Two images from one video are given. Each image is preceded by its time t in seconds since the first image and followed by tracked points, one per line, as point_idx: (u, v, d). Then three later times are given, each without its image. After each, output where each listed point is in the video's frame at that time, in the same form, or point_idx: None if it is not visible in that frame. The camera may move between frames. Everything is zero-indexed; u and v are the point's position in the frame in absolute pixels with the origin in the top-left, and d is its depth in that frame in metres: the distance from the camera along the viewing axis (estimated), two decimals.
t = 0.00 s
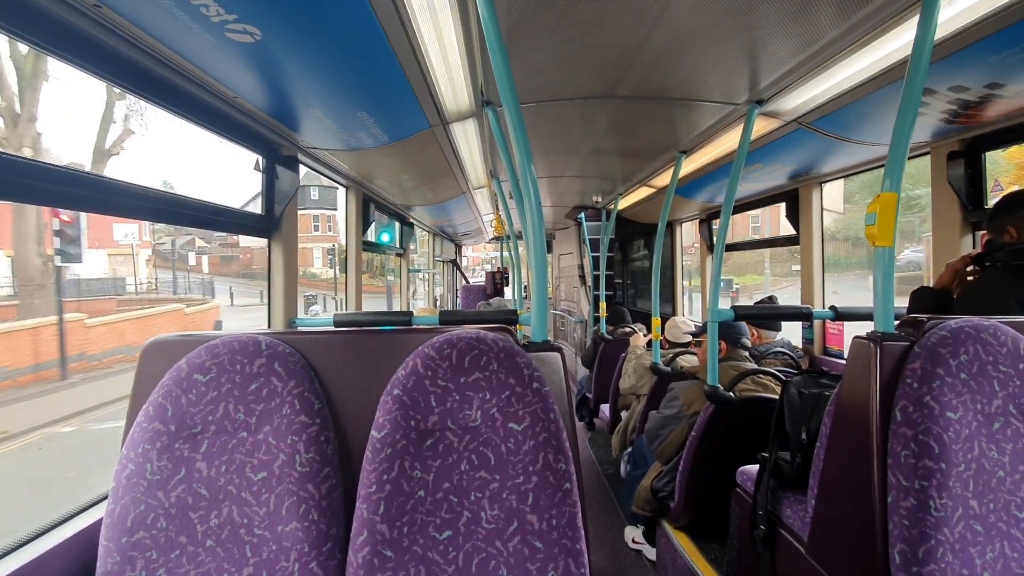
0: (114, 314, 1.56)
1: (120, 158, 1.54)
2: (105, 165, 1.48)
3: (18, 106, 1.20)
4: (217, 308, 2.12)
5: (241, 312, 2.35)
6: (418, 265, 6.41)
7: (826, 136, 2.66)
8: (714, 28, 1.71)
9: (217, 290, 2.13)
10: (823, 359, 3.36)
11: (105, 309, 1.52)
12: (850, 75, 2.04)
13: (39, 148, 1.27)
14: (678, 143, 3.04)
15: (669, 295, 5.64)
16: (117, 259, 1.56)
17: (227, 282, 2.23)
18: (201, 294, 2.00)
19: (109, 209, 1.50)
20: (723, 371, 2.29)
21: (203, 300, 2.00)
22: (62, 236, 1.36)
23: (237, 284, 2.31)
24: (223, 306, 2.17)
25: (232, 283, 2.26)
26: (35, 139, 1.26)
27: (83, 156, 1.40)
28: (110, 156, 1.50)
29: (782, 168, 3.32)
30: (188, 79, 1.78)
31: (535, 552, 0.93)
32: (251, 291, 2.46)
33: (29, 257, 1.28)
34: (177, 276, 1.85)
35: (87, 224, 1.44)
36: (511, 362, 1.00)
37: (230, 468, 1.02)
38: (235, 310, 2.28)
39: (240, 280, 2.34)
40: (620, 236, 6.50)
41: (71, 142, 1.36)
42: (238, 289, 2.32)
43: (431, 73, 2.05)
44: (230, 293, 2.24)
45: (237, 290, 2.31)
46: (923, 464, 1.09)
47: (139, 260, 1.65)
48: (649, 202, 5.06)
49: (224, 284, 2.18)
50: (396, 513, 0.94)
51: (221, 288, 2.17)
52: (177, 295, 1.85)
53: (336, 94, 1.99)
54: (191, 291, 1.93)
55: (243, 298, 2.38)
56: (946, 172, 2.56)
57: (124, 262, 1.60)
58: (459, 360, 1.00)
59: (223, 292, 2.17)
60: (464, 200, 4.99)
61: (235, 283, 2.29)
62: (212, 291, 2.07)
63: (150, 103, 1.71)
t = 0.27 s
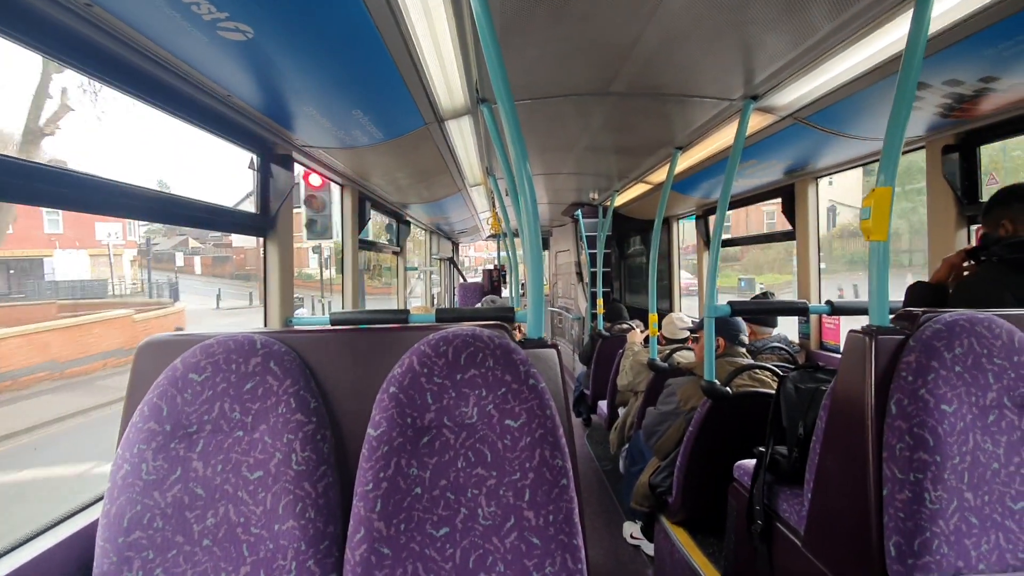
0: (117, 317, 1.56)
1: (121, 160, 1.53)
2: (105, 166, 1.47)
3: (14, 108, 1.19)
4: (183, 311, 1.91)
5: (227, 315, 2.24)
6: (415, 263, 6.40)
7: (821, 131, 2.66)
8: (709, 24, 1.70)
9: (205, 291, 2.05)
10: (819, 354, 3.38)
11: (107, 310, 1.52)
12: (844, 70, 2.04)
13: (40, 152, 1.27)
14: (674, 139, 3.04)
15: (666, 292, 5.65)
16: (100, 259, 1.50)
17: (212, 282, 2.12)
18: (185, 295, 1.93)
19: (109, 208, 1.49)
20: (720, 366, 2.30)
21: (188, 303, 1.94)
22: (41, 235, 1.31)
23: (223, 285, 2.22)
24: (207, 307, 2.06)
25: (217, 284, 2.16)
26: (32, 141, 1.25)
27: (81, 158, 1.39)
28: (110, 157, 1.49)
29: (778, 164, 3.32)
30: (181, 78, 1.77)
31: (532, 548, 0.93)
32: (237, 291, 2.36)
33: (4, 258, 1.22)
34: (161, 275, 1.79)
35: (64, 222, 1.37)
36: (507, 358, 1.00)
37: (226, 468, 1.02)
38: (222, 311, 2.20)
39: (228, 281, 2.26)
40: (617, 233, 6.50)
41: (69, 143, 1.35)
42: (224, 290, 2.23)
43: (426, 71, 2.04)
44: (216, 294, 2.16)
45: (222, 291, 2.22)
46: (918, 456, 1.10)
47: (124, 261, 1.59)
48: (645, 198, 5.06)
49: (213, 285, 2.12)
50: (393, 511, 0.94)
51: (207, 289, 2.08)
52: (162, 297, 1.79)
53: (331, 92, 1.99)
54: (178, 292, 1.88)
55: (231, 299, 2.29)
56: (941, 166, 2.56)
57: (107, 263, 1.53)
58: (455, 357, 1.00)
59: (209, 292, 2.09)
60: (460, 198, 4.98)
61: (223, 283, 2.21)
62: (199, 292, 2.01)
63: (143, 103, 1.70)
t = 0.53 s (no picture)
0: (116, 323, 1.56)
1: (117, 165, 1.54)
2: (102, 172, 1.48)
3: (10, 114, 1.19)
4: (136, 319, 1.65)
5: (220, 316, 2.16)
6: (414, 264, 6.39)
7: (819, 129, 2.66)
8: (705, 23, 1.70)
9: (193, 291, 1.97)
10: (818, 351, 3.38)
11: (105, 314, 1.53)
12: (841, 68, 2.04)
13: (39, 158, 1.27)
14: (671, 139, 3.04)
15: (666, 290, 5.65)
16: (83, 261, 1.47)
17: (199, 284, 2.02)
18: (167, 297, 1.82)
19: (107, 214, 1.50)
20: (719, 365, 2.30)
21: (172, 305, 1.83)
22: (16, 235, 1.27)
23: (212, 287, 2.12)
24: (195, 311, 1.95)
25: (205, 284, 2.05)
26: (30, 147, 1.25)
27: (79, 164, 1.40)
28: (105, 162, 1.49)
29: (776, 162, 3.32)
30: (177, 82, 1.77)
31: (533, 549, 0.93)
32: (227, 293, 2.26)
33: None
34: (141, 277, 1.70)
35: (42, 222, 1.33)
36: (506, 360, 1.01)
37: (226, 472, 1.02)
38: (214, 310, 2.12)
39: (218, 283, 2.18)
40: (616, 232, 6.50)
41: (66, 149, 1.35)
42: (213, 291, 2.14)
43: (423, 73, 2.04)
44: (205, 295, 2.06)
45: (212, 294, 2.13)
46: (917, 454, 1.10)
47: (106, 262, 1.54)
48: (644, 197, 5.06)
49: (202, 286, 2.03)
50: (393, 513, 0.94)
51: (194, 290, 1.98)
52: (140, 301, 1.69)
53: (328, 95, 1.99)
54: (161, 293, 1.79)
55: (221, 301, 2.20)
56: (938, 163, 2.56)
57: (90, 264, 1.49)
58: (454, 359, 1.00)
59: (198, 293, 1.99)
60: (459, 198, 4.98)
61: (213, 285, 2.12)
62: (184, 292, 1.91)
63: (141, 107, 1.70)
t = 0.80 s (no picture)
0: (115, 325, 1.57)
1: (120, 169, 1.54)
2: (105, 176, 1.48)
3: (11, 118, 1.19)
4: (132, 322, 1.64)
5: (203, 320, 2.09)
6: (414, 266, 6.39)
7: (818, 129, 2.67)
8: (704, 23, 1.71)
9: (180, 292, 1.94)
10: (819, 351, 3.38)
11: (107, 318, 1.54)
12: (839, 69, 2.05)
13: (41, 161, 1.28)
14: (670, 140, 3.05)
15: (666, 291, 5.65)
16: (62, 261, 1.39)
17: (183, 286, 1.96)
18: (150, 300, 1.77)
19: (110, 216, 1.50)
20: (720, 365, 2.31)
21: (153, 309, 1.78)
22: None
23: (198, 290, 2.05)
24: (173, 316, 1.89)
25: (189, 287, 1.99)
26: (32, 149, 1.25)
27: (81, 168, 1.40)
28: (108, 166, 1.50)
29: (775, 162, 3.33)
30: (178, 85, 1.77)
31: (537, 550, 0.93)
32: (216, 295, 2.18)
33: None
34: (124, 276, 1.63)
35: (18, 221, 1.24)
36: (509, 361, 1.01)
37: (229, 474, 1.02)
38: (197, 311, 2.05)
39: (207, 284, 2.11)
40: (615, 233, 6.51)
41: (68, 152, 1.36)
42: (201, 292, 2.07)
43: (423, 75, 2.05)
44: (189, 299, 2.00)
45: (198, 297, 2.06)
46: (919, 452, 1.10)
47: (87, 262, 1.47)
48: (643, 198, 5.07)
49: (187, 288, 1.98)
50: (397, 515, 0.94)
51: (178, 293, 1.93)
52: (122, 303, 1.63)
53: (329, 97, 1.99)
54: (144, 295, 1.74)
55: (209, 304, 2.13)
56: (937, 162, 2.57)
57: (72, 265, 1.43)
58: (457, 360, 1.00)
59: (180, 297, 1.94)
60: (458, 200, 4.98)
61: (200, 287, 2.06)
62: (167, 292, 1.87)
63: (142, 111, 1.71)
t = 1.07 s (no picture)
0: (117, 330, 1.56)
1: (121, 170, 1.55)
2: (106, 177, 1.49)
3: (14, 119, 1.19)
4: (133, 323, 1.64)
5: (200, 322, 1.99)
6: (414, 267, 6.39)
7: (817, 129, 2.68)
8: (703, 24, 1.72)
9: (168, 292, 1.82)
10: (819, 351, 3.39)
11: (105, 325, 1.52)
12: (837, 69, 2.06)
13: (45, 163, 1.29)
14: (670, 140, 3.05)
15: (666, 291, 5.66)
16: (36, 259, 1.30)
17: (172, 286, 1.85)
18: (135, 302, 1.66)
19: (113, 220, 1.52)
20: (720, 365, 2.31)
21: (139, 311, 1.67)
22: None
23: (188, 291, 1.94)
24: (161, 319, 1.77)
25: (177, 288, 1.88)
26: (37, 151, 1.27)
27: (84, 170, 1.41)
28: (109, 167, 1.51)
29: (775, 162, 3.34)
30: (178, 87, 1.78)
31: (538, 549, 0.94)
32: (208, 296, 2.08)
33: None
34: (107, 276, 1.53)
35: None
36: (510, 361, 1.01)
37: (231, 475, 1.02)
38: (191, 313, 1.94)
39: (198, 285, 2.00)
40: (615, 234, 6.51)
41: (71, 154, 1.37)
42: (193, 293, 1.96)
43: (423, 76, 2.05)
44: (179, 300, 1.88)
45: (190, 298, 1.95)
46: (919, 451, 1.11)
47: (67, 261, 1.40)
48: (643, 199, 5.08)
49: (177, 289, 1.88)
50: (399, 515, 0.95)
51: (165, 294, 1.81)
52: (104, 306, 1.51)
53: (329, 99, 2.00)
54: (130, 297, 1.63)
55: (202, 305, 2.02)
56: (936, 162, 2.58)
57: (51, 263, 1.36)
58: (459, 361, 1.01)
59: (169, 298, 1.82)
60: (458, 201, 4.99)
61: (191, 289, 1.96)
62: (154, 292, 1.76)
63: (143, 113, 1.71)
